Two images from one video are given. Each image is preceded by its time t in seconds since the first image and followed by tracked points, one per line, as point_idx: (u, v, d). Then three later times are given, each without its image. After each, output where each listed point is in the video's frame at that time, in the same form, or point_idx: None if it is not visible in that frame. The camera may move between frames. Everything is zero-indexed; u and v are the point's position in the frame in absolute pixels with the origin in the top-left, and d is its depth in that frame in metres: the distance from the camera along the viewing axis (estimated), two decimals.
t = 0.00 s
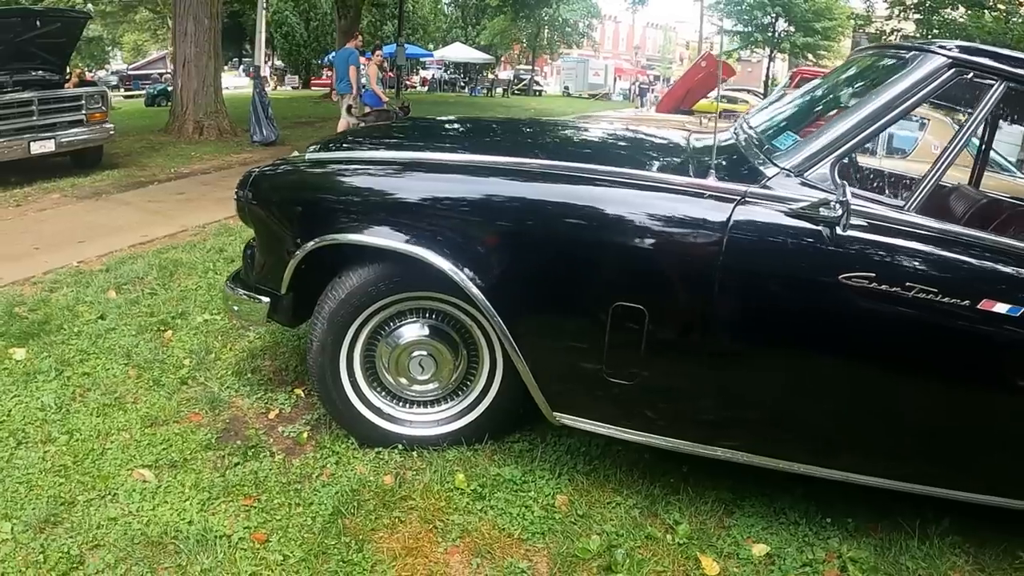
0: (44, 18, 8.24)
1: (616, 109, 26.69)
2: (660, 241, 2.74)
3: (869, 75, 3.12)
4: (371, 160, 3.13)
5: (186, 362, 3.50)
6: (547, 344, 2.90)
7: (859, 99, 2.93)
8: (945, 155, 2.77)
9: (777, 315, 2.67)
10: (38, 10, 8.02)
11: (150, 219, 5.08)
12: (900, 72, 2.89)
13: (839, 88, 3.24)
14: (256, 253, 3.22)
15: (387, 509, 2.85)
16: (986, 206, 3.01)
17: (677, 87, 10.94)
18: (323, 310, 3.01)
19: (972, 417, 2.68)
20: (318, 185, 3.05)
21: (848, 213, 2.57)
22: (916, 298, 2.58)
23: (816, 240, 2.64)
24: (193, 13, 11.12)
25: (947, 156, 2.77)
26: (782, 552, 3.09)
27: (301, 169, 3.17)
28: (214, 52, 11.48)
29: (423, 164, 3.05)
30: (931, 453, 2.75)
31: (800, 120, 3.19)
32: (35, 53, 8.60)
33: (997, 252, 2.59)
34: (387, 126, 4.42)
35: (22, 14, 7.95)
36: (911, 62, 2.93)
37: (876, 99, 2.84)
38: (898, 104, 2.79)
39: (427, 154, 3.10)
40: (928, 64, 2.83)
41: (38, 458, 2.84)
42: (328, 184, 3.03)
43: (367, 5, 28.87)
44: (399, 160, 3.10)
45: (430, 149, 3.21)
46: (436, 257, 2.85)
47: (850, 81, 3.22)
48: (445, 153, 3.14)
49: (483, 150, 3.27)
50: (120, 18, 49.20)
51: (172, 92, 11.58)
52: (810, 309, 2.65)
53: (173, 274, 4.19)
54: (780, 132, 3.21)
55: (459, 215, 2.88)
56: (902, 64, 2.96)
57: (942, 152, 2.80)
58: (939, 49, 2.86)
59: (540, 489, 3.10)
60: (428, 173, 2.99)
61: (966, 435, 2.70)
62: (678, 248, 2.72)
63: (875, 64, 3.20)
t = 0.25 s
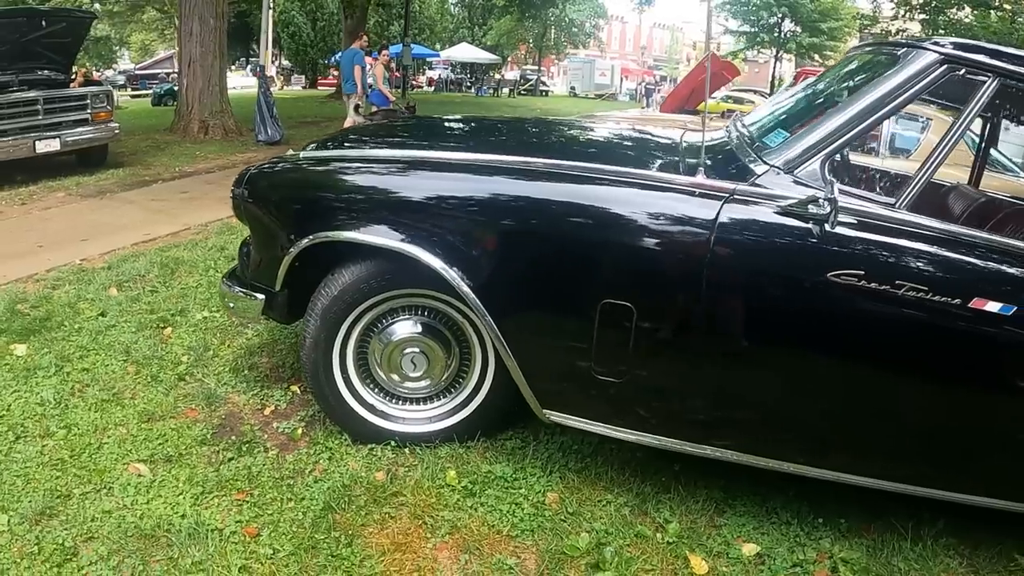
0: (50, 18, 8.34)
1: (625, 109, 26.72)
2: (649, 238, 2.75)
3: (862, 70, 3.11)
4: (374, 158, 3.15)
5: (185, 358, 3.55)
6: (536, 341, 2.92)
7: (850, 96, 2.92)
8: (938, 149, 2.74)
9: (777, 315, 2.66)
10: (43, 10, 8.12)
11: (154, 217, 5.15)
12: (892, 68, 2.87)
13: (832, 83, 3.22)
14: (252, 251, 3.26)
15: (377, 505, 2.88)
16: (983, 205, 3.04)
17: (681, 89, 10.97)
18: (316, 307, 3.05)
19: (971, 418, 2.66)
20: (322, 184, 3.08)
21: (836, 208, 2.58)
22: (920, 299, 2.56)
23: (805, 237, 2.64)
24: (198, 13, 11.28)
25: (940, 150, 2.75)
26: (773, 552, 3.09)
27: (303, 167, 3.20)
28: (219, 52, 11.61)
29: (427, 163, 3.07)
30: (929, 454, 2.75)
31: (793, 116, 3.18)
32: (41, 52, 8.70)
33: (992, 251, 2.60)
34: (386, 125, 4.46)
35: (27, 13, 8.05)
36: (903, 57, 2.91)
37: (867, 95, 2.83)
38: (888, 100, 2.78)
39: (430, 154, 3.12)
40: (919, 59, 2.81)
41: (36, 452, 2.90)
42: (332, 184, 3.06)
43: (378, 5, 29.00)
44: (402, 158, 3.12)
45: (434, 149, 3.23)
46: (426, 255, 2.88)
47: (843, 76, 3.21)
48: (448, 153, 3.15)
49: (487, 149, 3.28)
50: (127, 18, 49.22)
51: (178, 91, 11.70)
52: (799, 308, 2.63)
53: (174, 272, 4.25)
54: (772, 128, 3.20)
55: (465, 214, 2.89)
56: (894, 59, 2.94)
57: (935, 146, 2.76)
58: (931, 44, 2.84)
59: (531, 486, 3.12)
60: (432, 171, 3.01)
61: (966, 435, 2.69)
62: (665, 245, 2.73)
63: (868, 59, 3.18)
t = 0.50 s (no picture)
0: (55, 18, 8.43)
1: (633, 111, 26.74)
2: (639, 235, 2.76)
3: (856, 67, 3.10)
4: (377, 156, 3.16)
5: (183, 355, 3.59)
6: (528, 337, 2.94)
7: (842, 93, 2.91)
8: (931, 145, 2.75)
9: (779, 314, 2.67)
10: (49, 10, 8.21)
11: (157, 216, 5.21)
12: (885, 65, 2.87)
13: (827, 80, 3.22)
14: (248, 248, 3.30)
15: (370, 501, 2.91)
16: (981, 205, 3.00)
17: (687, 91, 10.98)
18: (310, 304, 3.09)
19: (971, 418, 2.66)
20: (325, 182, 3.10)
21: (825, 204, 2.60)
22: (926, 300, 2.56)
23: (794, 235, 2.65)
24: (203, 13, 11.41)
25: (935, 145, 2.75)
26: (764, 552, 3.09)
27: (302, 165, 3.21)
28: (223, 52, 11.72)
29: (430, 161, 3.08)
30: (927, 455, 2.74)
31: (786, 113, 3.18)
32: (47, 52, 8.80)
33: (995, 250, 2.60)
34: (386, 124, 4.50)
35: (31, 13, 8.11)
36: (896, 54, 2.90)
37: (859, 92, 2.82)
38: (880, 97, 2.77)
39: (435, 152, 3.13)
40: (912, 55, 2.80)
41: (34, 446, 2.94)
42: (335, 181, 3.08)
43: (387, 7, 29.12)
44: (405, 156, 3.13)
45: (439, 147, 3.24)
46: (419, 253, 2.91)
47: (838, 73, 3.20)
48: (451, 151, 3.14)
49: (491, 147, 3.28)
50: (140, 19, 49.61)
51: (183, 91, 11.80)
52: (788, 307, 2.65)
53: (175, 270, 4.30)
54: (764, 126, 3.20)
55: (474, 213, 2.91)
56: (888, 56, 2.93)
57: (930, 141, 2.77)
58: (924, 40, 2.83)
59: (523, 484, 3.15)
60: (436, 169, 3.02)
61: (965, 435, 2.69)
62: (654, 241, 2.75)
63: (864, 56, 3.17)
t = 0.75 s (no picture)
0: (61, 17, 8.53)
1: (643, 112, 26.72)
2: (625, 232, 2.77)
3: (849, 62, 3.10)
4: (381, 154, 3.20)
5: (181, 351, 3.64)
6: (516, 334, 2.95)
7: (833, 89, 2.91)
8: (923, 141, 2.72)
9: (779, 315, 2.65)
10: (54, 9, 8.33)
11: (161, 215, 5.28)
12: (876, 61, 2.87)
13: (820, 76, 3.22)
14: (243, 245, 3.35)
15: (361, 496, 2.94)
16: (979, 202, 3.04)
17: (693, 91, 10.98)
18: (303, 300, 3.13)
19: (970, 419, 2.65)
20: (326, 179, 3.13)
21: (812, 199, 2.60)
22: (929, 301, 2.55)
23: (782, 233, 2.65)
24: (209, 13, 11.51)
25: (926, 141, 2.72)
26: (754, 551, 3.09)
27: (297, 162, 3.25)
28: (228, 52, 11.82)
29: (433, 159, 3.10)
30: (924, 456, 2.73)
31: (778, 108, 3.19)
32: (51, 50, 8.90)
33: (1000, 250, 2.58)
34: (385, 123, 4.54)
35: (37, 13, 8.25)
36: (888, 49, 2.90)
37: (849, 88, 2.83)
38: (869, 92, 2.77)
39: (440, 150, 3.15)
40: (903, 51, 2.80)
41: (31, 439, 2.99)
42: (338, 179, 3.11)
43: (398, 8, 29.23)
44: (408, 154, 3.16)
45: (443, 145, 3.27)
46: (410, 250, 2.94)
47: (831, 69, 3.20)
48: (454, 149, 3.19)
49: (495, 145, 3.31)
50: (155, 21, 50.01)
51: (190, 91, 11.91)
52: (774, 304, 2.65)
53: (176, 268, 4.36)
54: (756, 121, 3.21)
55: (479, 212, 2.92)
56: (879, 51, 2.93)
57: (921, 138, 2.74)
58: (916, 35, 2.83)
59: (513, 480, 3.17)
60: (439, 167, 3.04)
61: (962, 436, 2.67)
62: (641, 237, 2.76)
63: (857, 52, 3.17)
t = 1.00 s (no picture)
0: (66, 17, 8.63)
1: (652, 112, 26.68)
2: (615, 230, 2.79)
3: (843, 59, 3.09)
4: (383, 152, 3.22)
5: (180, 347, 3.69)
6: (507, 331, 2.97)
7: (825, 85, 2.91)
8: (914, 138, 2.71)
9: (781, 316, 2.65)
10: (61, 9, 8.40)
11: (165, 214, 5.35)
12: (868, 57, 2.86)
13: (815, 72, 3.21)
14: (240, 242, 3.40)
15: (353, 491, 2.98)
16: (977, 202, 3.02)
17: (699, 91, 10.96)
18: (297, 297, 3.17)
19: (970, 419, 2.63)
20: (329, 176, 3.16)
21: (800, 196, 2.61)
22: (931, 302, 2.54)
23: (771, 230, 2.66)
24: (215, 13, 11.62)
25: (916, 139, 2.70)
26: (746, 552, 3.05)
27: (293, 160, 3.29)
28: (234, 52, 11.92)
29: (438, 158, 3.11)
30: (924, 457, 2.71)
31: (772, 106, 3.19)
32: (59, 50, 8.98)
33: (1006, 251, 2.57)
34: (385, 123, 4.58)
35: (43, 12, 8.31)
36: (881, 46, 2.89)
37: (841, 85, 2.82)
38: (860, 90, 2.77)
39: (446, 149, 3.16)
40: (895, 48, 2.79)
41: (30, 433, 3.04)
42: (343, 177, 3.14)
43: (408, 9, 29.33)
44: (413, 152, 3.18)
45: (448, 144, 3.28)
46: (403, 247, 2.97)
47: (826, 65, 3.19)
48: (460, 147, 3.20)
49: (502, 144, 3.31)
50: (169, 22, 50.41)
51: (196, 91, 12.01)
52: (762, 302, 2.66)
53: (177, 266, 4.42)
54: (749, 119, 3.22)
55: (485, 211, 2.93)
56: (873, 48, 2.92)
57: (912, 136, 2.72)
58: (909, 31, 2.82)
59: (505, 478, 3.19)
60: (444, 166, 3.06)
61: (961, 437, 2.65)
62: (629, 234, 2.78)
63: (853, 48, 3.16)
